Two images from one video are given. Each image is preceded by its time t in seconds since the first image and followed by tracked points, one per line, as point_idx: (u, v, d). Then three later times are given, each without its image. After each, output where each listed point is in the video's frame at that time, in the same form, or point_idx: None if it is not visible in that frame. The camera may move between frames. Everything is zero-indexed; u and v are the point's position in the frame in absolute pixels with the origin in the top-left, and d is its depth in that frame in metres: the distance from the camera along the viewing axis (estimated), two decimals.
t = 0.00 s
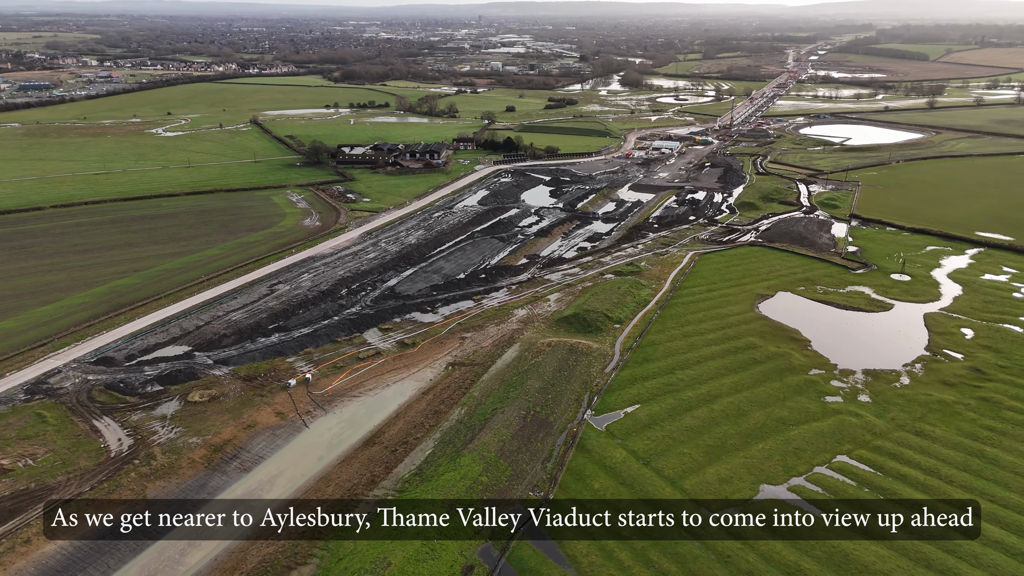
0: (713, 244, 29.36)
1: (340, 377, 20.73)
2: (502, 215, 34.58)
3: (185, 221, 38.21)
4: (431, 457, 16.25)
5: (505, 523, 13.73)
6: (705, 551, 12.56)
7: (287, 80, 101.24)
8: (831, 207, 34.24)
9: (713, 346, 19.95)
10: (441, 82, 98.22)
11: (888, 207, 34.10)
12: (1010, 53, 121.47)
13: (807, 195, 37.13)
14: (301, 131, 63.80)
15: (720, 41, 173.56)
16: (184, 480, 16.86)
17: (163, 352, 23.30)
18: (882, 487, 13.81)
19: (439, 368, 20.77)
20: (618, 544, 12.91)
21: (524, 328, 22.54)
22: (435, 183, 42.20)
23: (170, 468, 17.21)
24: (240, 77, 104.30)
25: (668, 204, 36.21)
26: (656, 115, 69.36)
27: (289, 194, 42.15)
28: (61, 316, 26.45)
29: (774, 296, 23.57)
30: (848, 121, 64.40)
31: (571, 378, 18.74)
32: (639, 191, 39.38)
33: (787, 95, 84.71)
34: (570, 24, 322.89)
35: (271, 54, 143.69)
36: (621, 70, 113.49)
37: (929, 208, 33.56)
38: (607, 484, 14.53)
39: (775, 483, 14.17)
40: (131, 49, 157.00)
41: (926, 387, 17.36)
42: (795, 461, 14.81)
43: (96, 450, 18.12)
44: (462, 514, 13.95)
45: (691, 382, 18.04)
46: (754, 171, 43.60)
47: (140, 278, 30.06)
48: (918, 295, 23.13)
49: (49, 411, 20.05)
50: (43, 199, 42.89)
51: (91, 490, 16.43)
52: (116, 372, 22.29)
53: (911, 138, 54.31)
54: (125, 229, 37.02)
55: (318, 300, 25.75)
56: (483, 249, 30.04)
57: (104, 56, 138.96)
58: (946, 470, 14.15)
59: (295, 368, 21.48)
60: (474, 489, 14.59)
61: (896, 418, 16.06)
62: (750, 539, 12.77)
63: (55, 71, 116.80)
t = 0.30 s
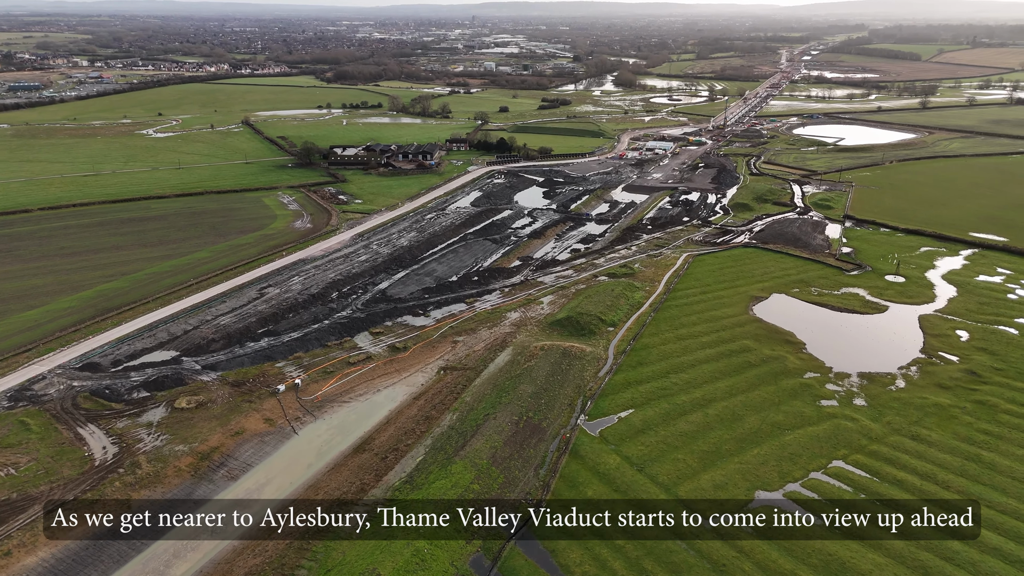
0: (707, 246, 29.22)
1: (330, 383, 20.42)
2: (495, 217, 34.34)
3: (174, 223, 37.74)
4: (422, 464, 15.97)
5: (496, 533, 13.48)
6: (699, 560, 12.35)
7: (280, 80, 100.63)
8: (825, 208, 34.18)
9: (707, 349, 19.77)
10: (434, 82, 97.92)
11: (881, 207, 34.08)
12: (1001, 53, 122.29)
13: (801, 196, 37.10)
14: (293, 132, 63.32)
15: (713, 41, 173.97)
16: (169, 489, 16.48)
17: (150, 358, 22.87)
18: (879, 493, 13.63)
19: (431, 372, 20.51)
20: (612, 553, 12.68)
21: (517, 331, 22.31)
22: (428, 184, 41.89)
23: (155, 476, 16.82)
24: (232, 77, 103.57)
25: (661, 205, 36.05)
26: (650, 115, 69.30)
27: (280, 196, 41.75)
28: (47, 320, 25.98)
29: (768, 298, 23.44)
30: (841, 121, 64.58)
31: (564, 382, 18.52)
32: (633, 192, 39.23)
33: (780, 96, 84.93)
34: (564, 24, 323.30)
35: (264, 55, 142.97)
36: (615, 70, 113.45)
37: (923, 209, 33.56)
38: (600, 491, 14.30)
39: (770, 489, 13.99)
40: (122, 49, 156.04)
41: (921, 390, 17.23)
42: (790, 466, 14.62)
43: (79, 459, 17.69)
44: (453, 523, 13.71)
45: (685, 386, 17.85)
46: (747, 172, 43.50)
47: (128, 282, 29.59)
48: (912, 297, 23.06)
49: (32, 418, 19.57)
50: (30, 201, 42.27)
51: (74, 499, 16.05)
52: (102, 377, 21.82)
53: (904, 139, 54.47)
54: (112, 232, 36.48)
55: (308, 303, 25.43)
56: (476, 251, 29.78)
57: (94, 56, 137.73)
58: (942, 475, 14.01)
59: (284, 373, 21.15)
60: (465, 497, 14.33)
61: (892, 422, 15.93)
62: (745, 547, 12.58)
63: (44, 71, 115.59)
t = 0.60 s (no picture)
0: (701, 247, 29.08)
1: (320, 388, 20.08)
2: (488, 218, 34.10)
3: (163, 225, 37.24)
4: (413, 471, 15.68)
5: (487, 544, 13.20)
6: (694, 569, 12.14)
7: (272, 80, 99.97)
8: (819, 209, 34.12)
9: (701, 352, 19.58)
10: (427, 83, 97.55)
11: (875, 208, 34.07)
12: (992, 53, 123.16)
13: (794, 196, 37.06)
14: (285, 132, 62.80)
15: (707, 41, 174.36)
16: (154, 498, 16.05)
17: (136, 363, 22.41)
18: (875, 499, 13.46)
19: (422, 376, 20.23)
20: (605, 562, 12.46)
21: (510, 335, 22.06)
22: (420, 185, 41.57)
23: (140, 486, 16.41)
24: (224, 78, 102.76)
25: (655, 206, 35.89)
26: (643, 115, 69.22)
27: (271, 198, 41.31)
28: (33, 324, 25.49)
29: (763, 300, 23.29)
30: (834, 121, 64.73)
31: (557, 387, 18.28)
32: (627, 193, 39.07)
33: (773, 96, 85.10)
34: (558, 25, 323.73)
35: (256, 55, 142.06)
36: (609, 70, 113.39)
37: (916, 209, 33.58)
38: (594, 498, 14.08)
39: (766, 496, 13.80)
40: (113, 49, 154.87)
41: (917, 393, 17.10)
42: (786, 472, 14.44)
43: (62, 467, 17.23)
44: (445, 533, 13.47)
45: (680, 390, 17.66)
46: (741, 173, 43.42)
47: (115, 285, 29.10)
48: (907, 298, 22.99)
49: (15, 426, 19.07)
50: (17, 203, 41.62)
51: (55, 510, 15.59)
52: (87, 384, 21.32)
53: (897, 139, 54.61)
54: (100, 234, 35.92)
55: (298, 307, 25.09)
56: (468, 253, 29.52)
57: (84, 57, 136.47)
58: (939, 480, 13.86)
59: (273, 378, 20.81)
60: (457, 506, 14.07)
61: (888, 426, 15.78)
62: (740, 554, 12.39)
63: (33, 72, 114.36)
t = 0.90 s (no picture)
0: (695, 248, 28.93)
1: (309, 394, 19.76)
2: (481, 220, 33.84)
3: (153, 228, 36.73)
4: (404, 479, 15.41)
5: (479, 553, 12.93)
6: None
7: (264, 81, 99.31)
8: (813, 210, 34.04)
9: (695, 356, 19.41)
10: (420, 83, 97.17)
11: (869, 208, 34.04)
12: (983, 53, 123.94)
13: (789, 197, 37.00)
14: (277, 133, 62.30)
15: (700, 41, 174.64)
16: (140, 507, 15.68)
17: (123, 369, 21.97)
18: (872, 505, 13.30)
19: (414, 381, 19.97)
20: (599, 571, 12.22)
21: (502, 338, 21.82)
22: (413, 186, 41.26)
23: (125, 495, 16.03)
24: (215, 78, 101.97)
25: (649, 207, 35.73)
26: (637, 116, 69.13)
27: (262, 199, 40.87)
28: (17, 329, 25.00)
29: (757, 302, 23.14)
30: (827, 121, 64.87)
31: (550, 392, 18.07)
32: (620, 194, 38.88)
33: (767, 96, 85.24)
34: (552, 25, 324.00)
35: (249, 55, 141.29)
36: (603, 70, 113.35)
37: (910, 210, 33.57)
38: (588, 505, 13.85)
39: (761, 502, 13.61)
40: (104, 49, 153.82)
41: (913, 397, 16.97)
42: (781, 478, 14.27)
43: (45, 477, 16.83)
44: (437, 541, 13.19)
45: (674, 394, 17.47)
46: (735, 173, 43.34)
47: (102, 289, 28.61)
48: (902, 299, 22.89)
49: None
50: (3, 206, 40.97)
51: (37, 522, 15.20)
52: (72, 390, 20.85)
53: (890, 139, 54.73)
54: (88, 237, 35.38)
55: (288, 310, 24.75)
56: (461, 255, 29.25)
57: (75, 57, 135.35)
58: (936, 485, 13.71)
59: (261, 384, 20.47)
60: (448, 514, 13.81)
61: (884, 430, 15.62)
62: (735, 562, 12.22)
63: (23, 72, 113.26)
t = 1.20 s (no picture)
0: (689, 250, 28.80)
1: (299, 400, 19.45)
2: (474, 221, 33.59)
3: (141, 230, 36.26)
4: (394, 487, 15.13)
5: (470, 563, 12.67)
6: None
7: (256, 81, 98.73)
8: (807, 210, 33.99)
9: (689, 359, 19.23)
10: (414, 83, 96.86)
11: (863, 209, 34.02)
12: (974, 53, 124.81)
13: (783, 197, 36.96)
14: (269, 134, 61.82)
15: (693, 41, 175.09)
16: (125, 517, 15.33)
17: (108, 375, 21.51)
18: (868, 511, 13.15)
19: (405, 386, 19.69)
20: None
21: (495, 342, 21.57)
22: (406, 187, 40.95)
23: (109, 505, 15.67)
24: (207, 78, 101.25)
25: (643, 208, 35.59)
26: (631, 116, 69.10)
27: (253, 201, 40.46)
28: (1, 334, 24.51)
29: (752, 304, 22.99)
30: (820, 121, 65.02)
31: (543, 396, 17.85)
32: (614, 195, 38.73)
33: (760, 96, 85.43)
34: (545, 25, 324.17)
35: (241, 54, 140.48)
36: (596, 70, 113.37)
37: (904, 210, 33.58)
38: (581, 513, 13.61)
39: (757, 509, 13.43)
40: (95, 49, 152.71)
41: (909, 400, 16.85)
42: (777, 484, 14.09)
43: (27, 486, 16.39)
44: (427, 551, 12.92)
45: (669, 398, 17.28)
46: (729, 174, 43.30)
47: (90, 292, 28.15)
48: (896, 301, 22.81)
49: None
50: None
51: (19, 533, 14.79)
52: (56, 397, 20.38)
53: (883, 139, 54.86)
54: (75, 239, 34.86)
55: (278, 314, 24.41)
56: (454, 257, 28.99)
57: (66, 57, 134.15)
58: (933, 491, 13.57)
59: (250, 390, 20.12)
60: (438, 523, 13.53)
61: (879, 434, 15.49)
62: (731, 571, 12.02)
63: (12, 72, 112.11)
